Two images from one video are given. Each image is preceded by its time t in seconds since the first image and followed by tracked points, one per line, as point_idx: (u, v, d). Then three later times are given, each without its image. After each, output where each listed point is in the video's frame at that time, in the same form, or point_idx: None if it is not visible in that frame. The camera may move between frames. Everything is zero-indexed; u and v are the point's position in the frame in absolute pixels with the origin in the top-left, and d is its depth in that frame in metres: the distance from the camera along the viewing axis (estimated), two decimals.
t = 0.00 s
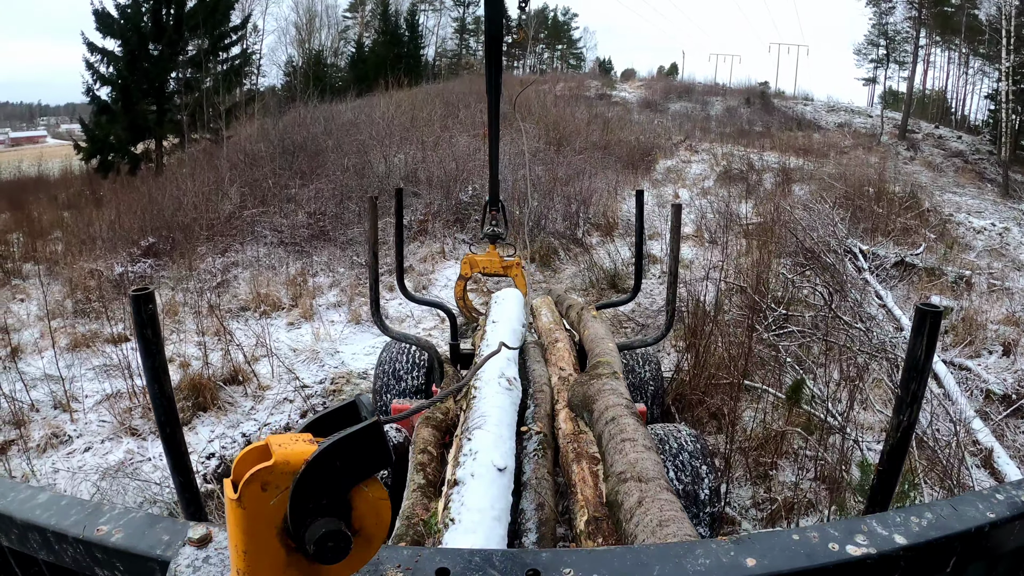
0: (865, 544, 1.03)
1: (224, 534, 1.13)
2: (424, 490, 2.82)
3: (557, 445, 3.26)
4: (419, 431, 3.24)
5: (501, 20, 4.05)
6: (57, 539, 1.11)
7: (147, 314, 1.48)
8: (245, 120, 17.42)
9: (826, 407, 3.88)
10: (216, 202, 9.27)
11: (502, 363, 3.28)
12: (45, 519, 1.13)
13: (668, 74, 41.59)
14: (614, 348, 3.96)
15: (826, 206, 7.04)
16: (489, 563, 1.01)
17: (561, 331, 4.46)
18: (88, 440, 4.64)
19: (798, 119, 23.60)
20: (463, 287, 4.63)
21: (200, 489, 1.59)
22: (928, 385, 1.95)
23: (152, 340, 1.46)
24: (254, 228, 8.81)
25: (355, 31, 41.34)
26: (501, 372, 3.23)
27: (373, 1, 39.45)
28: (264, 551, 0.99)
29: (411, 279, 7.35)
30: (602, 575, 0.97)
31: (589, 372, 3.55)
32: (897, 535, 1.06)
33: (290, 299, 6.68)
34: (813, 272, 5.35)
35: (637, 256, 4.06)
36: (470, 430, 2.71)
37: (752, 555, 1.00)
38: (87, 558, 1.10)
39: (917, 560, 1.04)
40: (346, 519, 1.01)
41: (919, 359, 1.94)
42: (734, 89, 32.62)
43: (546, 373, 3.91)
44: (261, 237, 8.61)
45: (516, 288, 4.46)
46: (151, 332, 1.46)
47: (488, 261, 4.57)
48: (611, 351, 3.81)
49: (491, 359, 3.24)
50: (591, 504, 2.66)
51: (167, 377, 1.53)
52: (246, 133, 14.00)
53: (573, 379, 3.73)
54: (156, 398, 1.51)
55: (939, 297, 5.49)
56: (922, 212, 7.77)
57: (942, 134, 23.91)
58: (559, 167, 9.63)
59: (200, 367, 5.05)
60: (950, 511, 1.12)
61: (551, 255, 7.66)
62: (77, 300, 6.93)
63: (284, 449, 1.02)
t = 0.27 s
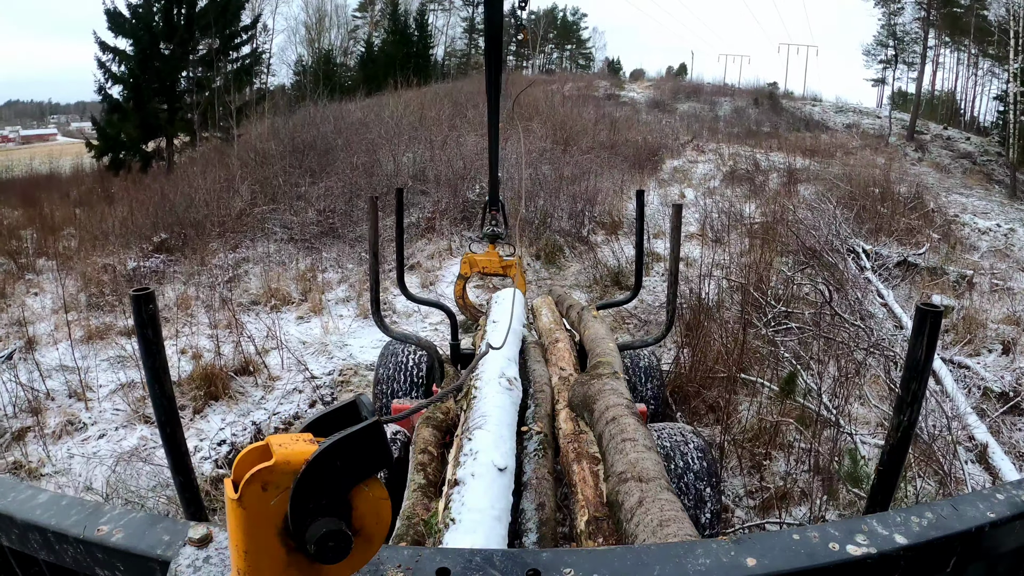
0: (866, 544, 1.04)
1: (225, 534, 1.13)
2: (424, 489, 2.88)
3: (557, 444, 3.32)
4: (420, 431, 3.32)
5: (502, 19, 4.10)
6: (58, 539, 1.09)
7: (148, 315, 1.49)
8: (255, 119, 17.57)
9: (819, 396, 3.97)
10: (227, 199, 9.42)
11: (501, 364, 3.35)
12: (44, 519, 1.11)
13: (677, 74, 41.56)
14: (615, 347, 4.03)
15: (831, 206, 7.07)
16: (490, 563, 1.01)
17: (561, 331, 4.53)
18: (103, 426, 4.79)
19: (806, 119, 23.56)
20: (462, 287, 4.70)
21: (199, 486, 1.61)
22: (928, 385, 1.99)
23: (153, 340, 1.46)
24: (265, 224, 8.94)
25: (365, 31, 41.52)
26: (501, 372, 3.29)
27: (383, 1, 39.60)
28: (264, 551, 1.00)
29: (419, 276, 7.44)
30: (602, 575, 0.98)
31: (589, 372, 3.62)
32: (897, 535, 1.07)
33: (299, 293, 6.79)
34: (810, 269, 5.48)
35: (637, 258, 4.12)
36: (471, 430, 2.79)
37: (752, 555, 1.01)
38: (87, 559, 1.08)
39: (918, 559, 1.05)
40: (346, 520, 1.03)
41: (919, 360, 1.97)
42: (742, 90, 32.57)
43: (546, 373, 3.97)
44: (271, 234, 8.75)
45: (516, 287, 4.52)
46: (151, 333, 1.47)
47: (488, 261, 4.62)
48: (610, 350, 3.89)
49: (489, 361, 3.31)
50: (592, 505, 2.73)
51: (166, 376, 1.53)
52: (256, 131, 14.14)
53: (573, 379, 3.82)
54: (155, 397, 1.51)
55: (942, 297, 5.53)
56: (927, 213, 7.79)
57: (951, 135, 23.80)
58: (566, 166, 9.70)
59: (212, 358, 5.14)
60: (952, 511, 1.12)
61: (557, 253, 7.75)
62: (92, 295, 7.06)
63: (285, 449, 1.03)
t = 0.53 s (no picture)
0: (865, 544, 1.05)
1: (224, 534, 1.11)
2: (423, 489, 2.92)
3: (557, 444, 3.38)
4: (420, 431, 3.38)
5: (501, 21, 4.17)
6: (58, 539, 1.11)
7: (148, 315, 1.59)
8: (263, 121, 17.73)
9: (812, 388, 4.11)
10: (237, 199, 9.55)
11: (502, 364, 3.38)
12: (45, 520, 1.13)
13: (685, 75, 41.53)
14: (614, 348, 4.10)
15: (834, 205, 7.11)
16: (490, 564, 1.02)
17: (561, 331, 4.62)
18: (118, 416, 4.96)
19: (813, 119, 23.54)
20: (461, 285, 4.78)
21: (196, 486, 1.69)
22: (928, 385, 2.07)
23: (150, 339, 1.57)
24: (275, 224, 9.09)
25: (373, 33, 41.73)
26: (501, 372, 3.32)
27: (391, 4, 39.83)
28: (263, 551, 0.96)
29: (426, 275, 7.53)
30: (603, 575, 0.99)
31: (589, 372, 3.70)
32: (896, 535, 1.07)
33: (308, 292, 6.90)
34: (808, 265, 5.59)
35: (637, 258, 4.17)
36: (471, 431, 2.80)
37: (752, 555, 1.02)
38: (87, 559, 1.10)
39: (918, 559, 1.06)
40: (346, 520, 0.99)
41: (919, 360, 2.06)
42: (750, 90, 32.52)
43: (546, 373, 4.05)
44: (281, 233, 8.88)
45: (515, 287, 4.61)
46: (151, 331, 1.57)
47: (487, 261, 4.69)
48: (610, 351, 3.95)
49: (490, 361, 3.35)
50: (592, 505, 2.77)
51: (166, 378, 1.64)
52: (266, 134, 14.29)
53: (573, 379, 3.90)
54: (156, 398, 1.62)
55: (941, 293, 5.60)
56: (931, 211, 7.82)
57: (959, 135, 23.71)
58: (571, 167, 9.78)
59: (224, 351, 5.31)
60: (951, 512, 1.13)
61: (562, 251, 7.83)
62: (106, 293, 7.20)
63: (284, 449, 0.99)
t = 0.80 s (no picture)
0: (865, 544, 1.05)
1: (223, 535, 1.13)
2: (423, 489, 2.98)
3: (556, 444, 3.43)
4: (420, 431, 3.45)
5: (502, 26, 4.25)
6: (57, 539, 1.13)
7: (147, 315, 1.64)
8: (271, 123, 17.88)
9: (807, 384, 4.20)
10: (246, 199, 9.67)
11: (501, 364, 3.46)
12: (44, 520, 1.15)
13: (692, 78, 41.57)
14: (613, 348, 4.18)
15: (837, 207, 7.17)
16: (489, 563, 1.02)
17: (560, 332, 4.71)
18: (130, 407, 5.10)
19: (819, 122, 23.56)
20: (462, 285, 4.84)
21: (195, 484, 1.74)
22: (927, 385, 2.12)
23: (150, 338, 1.62)
24: (284, 223, 9.22)
25: (381, 36, 41.97)
26: (500, 372, 3.39)
27: (398, 7, 40.07)
28: (264, 552, 0.98)
29: (432, 274, 7.63)
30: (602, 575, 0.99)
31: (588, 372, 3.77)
32: (896, 535, 1.08)
33: (315, 289, 7.01)
34: (808, 264, 5.66)
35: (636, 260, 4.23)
36: (470, 431, 2.86)
37: (751, 555, 1.02)
38: (87, 558, 1.12)
39: (917, 559, 1.06)
40: (345, 519, 1.01)
41: (919, 360, 2.10)
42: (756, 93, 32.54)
43: (546, 373, 4.12)
44: (289, 232, 9.01)
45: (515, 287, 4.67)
46: (150, 331, 1.62)
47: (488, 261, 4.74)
48: (609, 351, 4.02)
49: (490, 361, 3.42)
50: (591, 505, 2.82)
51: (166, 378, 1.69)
52: (274, 135, 14.44)
53: (572, 379, 3.97)
54: (157, 398, 1.67)
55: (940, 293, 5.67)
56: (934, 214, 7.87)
57: (965, 138, 23.69)
58: (576, 168, 9.86)
59: (234, 345, 5.44)
60: (951, 512, 1.14)
61: (566, 251, 7.93)
62: (116, 290, 7.32)
63: (284, 449, 1.01)
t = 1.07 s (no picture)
0: (866, 544, 1.07)
1: (223, 535, 1.15)
2: (423, 489, 3.02)
3: (557, 444, 3.48)
4: (420, 431, 3.50)
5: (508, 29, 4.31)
6: (58, 539, 1.14)
7: (148, 315, 1.56)
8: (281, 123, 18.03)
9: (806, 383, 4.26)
10: (257, 197, 9.78)
11: (501, 364, 3.53)
12: (44, 520, 1.16)
13: (701, 83, 41.58)
14: (614, 348, 4.24)
15: (842, 212, 7.20)
16: (489, 563, 1.04)
17: (560, 331, 4.77)
18: (139, 396, 5.22)
19: (827, 128, 23.57)
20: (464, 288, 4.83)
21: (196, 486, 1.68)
22: (928, 385, 2.07)
23: (151, 339, 1.54)
24: (293, 221, 9.33)
25: (391, 38, 42.22)
26: (500, 372, 3.47)
27: (409, 9, 40.31)
28: (264, 552, 1.00)
29: (439, 273, 7.71)
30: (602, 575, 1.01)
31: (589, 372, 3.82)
32: (896, 535, 1.10)
33: (323, 286, 7.09)
34: (809, 267, 5.75)
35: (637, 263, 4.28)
36: (471, 431, 2.91)
37: (752, 555, 1.04)
38: (87, 558, 1.12)
39: (917, 558, 1.08)
40: (346, 519, 1.04)
41: (919, 360, 2.06)
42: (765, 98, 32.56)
43: (546, 373, 4.18)
44: (299, 230, 9.11)
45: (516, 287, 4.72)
46: (151, 331, 1.54)
47: (489, 261, 4.78)
48: (609, 351, 4.08)
49: (490, 361, 3.49)
50: (592, 505, 2.84)
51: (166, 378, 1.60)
52: (284, 135, 14.58)
53: (572, 379, 4.03)
54: (156, 398, 1.59)
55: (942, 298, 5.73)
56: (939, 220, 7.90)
57: (974, 146, 23.63)
58: (583, 170, 9.93)
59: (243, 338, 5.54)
60: (951, 512, 1.16)
61: (571, 252, 8.03)
62: (127, 284, 7.42)
63: (284, 449, 1.04)
